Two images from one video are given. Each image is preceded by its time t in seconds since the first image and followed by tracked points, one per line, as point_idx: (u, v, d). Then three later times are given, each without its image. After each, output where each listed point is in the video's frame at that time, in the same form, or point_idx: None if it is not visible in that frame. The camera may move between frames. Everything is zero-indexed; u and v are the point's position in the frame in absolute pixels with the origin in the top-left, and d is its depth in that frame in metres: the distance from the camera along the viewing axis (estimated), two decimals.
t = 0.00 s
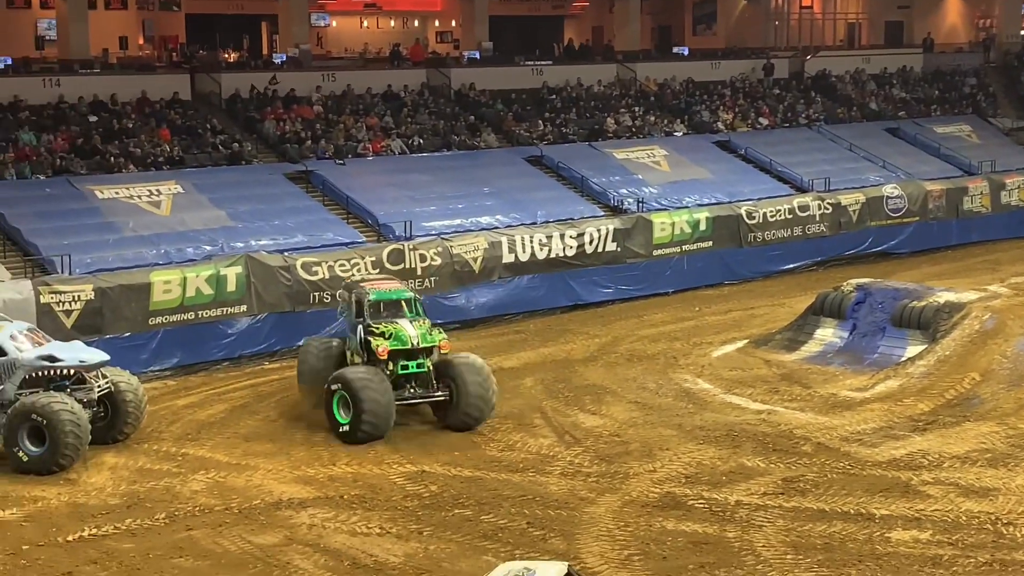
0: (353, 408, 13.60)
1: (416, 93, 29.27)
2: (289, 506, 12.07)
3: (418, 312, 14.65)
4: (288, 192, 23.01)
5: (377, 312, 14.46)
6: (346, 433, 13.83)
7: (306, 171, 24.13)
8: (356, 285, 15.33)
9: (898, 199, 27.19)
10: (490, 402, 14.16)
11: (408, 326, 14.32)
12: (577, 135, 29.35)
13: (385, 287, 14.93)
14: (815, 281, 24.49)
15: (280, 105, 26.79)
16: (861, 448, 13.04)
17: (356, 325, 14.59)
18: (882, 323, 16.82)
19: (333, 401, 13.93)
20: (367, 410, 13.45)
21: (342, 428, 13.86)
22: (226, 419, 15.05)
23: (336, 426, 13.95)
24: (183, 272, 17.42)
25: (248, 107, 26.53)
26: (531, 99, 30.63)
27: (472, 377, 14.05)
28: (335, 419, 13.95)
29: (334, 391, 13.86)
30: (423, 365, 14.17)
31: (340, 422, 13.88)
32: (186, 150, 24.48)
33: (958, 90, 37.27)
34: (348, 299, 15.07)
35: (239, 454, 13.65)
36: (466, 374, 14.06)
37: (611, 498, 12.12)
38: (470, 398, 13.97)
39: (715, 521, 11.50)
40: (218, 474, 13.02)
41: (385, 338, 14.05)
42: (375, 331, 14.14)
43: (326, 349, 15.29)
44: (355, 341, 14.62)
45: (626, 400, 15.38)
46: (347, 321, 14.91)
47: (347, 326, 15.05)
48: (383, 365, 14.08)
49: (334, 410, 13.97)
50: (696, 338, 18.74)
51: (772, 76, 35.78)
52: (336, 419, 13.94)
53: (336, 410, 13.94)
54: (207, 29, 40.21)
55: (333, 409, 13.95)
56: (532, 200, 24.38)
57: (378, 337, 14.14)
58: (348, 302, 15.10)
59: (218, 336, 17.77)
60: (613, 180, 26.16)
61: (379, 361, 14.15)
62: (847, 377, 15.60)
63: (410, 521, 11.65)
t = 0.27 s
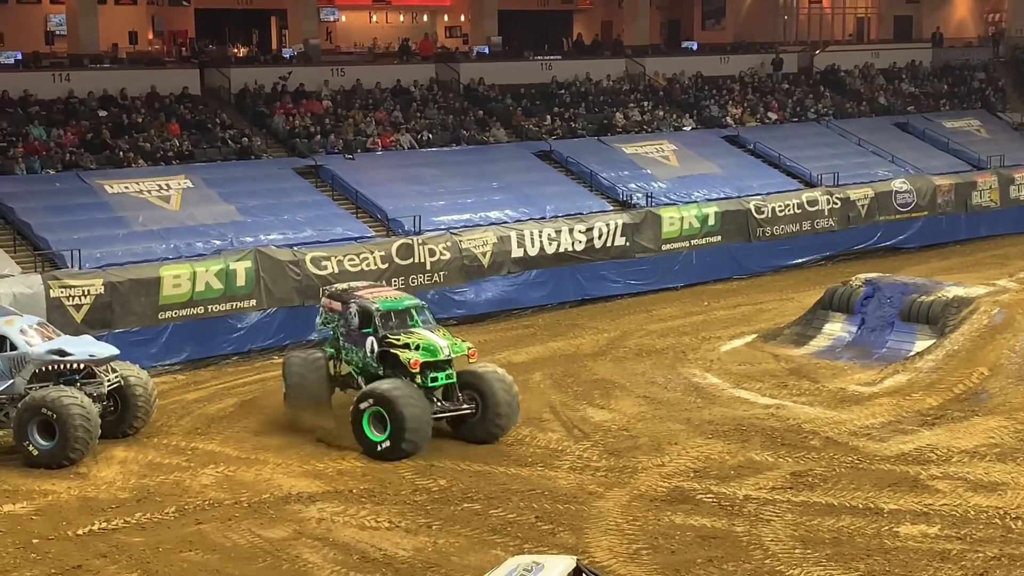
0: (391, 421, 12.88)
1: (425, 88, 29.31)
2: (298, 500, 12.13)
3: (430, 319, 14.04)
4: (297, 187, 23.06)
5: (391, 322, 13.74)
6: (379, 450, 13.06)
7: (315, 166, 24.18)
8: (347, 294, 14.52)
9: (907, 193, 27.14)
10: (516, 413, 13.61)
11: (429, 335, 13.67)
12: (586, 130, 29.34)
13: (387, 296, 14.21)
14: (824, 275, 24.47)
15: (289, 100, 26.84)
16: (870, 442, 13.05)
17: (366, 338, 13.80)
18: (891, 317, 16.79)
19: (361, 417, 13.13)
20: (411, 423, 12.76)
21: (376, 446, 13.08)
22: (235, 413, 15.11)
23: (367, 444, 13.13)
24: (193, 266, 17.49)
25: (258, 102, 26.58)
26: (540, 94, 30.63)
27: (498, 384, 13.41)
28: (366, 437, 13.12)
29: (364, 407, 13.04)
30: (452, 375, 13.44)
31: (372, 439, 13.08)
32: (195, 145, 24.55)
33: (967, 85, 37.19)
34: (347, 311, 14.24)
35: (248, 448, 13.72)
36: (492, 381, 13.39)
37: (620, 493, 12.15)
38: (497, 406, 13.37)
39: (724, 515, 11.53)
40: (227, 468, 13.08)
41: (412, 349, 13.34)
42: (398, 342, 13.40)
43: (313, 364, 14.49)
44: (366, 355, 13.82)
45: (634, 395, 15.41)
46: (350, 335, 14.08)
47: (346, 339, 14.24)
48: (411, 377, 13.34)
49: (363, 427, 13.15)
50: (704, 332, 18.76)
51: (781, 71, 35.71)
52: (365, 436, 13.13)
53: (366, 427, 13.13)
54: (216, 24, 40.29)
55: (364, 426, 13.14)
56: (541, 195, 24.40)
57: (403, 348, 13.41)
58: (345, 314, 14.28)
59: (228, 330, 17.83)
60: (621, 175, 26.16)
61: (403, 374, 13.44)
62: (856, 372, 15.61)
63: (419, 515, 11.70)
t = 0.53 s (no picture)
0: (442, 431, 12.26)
1: (422, 83, 29.27)
2: (295, 496, 12.14)
3: (447, 326, 13.63)
4: (294, 182, 23.04)
5: (415, 331, 13.23)
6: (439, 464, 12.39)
7: (312, 161, 24.15)
8: (348, 303, 13.81)
9: (904, 188, 27.16)
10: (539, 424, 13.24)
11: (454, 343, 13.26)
12: (583, 125, 29.31)
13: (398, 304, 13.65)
14: (820, 270, 24.50)
15: (286, 95, 26.80)
16: (866, 437, 13.07)
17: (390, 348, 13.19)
18: (887, 313, 16.82)
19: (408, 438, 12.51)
20: (463, 427, 12.13)
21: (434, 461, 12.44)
22: (232, 408, 15.11)
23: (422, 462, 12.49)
24: (190, 262, 17.47)
25: (254, 97, 26.54)
26: (537, 88, 30.58)
27: (527, 390, 12.99)
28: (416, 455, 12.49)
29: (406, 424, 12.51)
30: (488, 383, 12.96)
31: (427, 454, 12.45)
32: (192, 140, 24.51)
33: (963, 80, 37.21)
34: (356, 321, 13.51)
35: (245, 443, 13.72)
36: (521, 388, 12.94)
37: (618, 488, 12.17)
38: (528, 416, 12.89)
39: (721, 510, 11.56)
40: (224, 463, 13.08)
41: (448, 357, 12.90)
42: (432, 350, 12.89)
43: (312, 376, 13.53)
44: (388, 366, 13.19)
45: (631, 390, 15.43)
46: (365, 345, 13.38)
47: (355, 351, 13.51)
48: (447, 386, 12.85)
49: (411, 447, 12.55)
50: (701, 327, 18.76)
51: (777, 66, 35.70)
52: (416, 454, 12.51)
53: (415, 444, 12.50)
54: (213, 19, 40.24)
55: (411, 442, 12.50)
56: (538, 190, 24.39)
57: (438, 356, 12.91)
58: (354, 324, 13.56)
59: (224, 325, 17.83)
60: (618, 170, 26.15)
61: (436, 383, 12.93)
62: (853, 367, 15.64)
63: (416, 510, 11.72)
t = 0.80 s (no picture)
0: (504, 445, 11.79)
1: (404, 77, 29.21)
2: (278, 491, 12.12)
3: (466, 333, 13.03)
4: (276, 177, 22.96)
5: (442, 341, 12.59)
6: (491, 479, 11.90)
7: (294, 156, 24.08)
8: (356, 316, 13.00)
9: (884, 183, 27.30)
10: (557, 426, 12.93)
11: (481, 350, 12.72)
12: (566, 120, 29.32)
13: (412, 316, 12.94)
14: (802, 265, 24.61)
15: (267, 90, 26.70)
16: (847, 430, 13.15)
17: (418, 362, 12.53)
18: (868, 307, 16.91)
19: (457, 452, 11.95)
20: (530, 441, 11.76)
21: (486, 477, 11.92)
22: (214, 403, 15.07)
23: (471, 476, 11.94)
24: (171, 257, 17.38)
25: (236, 92, 26.43)
26: (519, 83, 30.55)
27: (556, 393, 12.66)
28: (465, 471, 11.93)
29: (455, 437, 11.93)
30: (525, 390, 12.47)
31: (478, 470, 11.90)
32: (173, 134, 24.39)
33: (943, 75, 37.36)
34: (372, 335, 12.71)
35: (228, 439, 13.68)
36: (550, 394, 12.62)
37: (602, 482, 12.21)
38: (557, 413, 12.41)
39: (703, 504, 11.61)
40: (207, 459, 13.04)
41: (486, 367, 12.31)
42: (469, 360, 12.31)
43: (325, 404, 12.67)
44: (416, 381, 12.51)
45: (614, 384, 15.47)
46: (387, 360, 12.65)
47: (371, 367, 12.75)
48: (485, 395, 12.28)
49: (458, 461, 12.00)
50: (684, 322, 18.82)
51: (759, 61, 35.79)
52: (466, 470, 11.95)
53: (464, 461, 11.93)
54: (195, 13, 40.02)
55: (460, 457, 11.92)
56: (520, 185, 24.39)
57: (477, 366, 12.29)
58: (369, 339, 12.77)
59: (206, 321, 17.76)
60: (601, 165, 26.18)
61: (473, 395, 12.37)
62: (834, 360, 15.72)
63: (400, 505, 11.72)
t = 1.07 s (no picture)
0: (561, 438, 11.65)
1: (369, 69, 29.04)
2: (245, 484, 12.06)
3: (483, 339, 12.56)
4: (241, 169, 22.78)
5: (472, 346, 12.06)
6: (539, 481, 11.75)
7: (259, 148, 23.88)
8: (373, 321, 12.16)
9: (847, 174, 27.53)
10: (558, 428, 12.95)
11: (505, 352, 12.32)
12: (531, 112, 29.27)
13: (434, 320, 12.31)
14: (768, 256, 24.76)
15: (231, 82, 26.45)
16: (811, 421, 13.26)
17: (452, 367, 11.94)
18: (831, 298, 17.03)
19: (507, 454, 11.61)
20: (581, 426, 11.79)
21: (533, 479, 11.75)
22: (179, 397, 14.95)
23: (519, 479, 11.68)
24: (135, 250, 17.22)
25: (200, 84, 26.18)
26: (485, 75, 30.42)
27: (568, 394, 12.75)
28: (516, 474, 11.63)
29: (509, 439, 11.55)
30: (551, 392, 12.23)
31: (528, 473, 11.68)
32: (137, 126, 24.14)
33: (906, 68, 37.60)
34: (398, 341, 11.93)
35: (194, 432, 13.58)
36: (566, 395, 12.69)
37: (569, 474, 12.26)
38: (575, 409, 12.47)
39: (668, 494, 11.68)
40: (173, 452, 12.94)
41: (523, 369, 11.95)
42: (507, 363, 11.90)
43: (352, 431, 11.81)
44: (450, 388, 11.93)
45: (580, 375, 15.50)
46: (415, 367, 11.96)
47: (395, 374, 12.01)
48: (521, 397, 11.94)
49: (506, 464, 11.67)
50: (649, 313, 18.88)
51: (724, 53, 35.91)
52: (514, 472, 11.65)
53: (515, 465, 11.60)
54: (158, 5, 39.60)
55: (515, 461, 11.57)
56: (486, 177, 24.35)
57: (517, 368, 11.88)
58: (393, 345, 11.99)
59: (171, 313, 17.59)
60: (566, 157, 26.20)
61: (507, 398, 11.98)
62: (798, 351, 15.83)
63: (368, 498, 11.71)
